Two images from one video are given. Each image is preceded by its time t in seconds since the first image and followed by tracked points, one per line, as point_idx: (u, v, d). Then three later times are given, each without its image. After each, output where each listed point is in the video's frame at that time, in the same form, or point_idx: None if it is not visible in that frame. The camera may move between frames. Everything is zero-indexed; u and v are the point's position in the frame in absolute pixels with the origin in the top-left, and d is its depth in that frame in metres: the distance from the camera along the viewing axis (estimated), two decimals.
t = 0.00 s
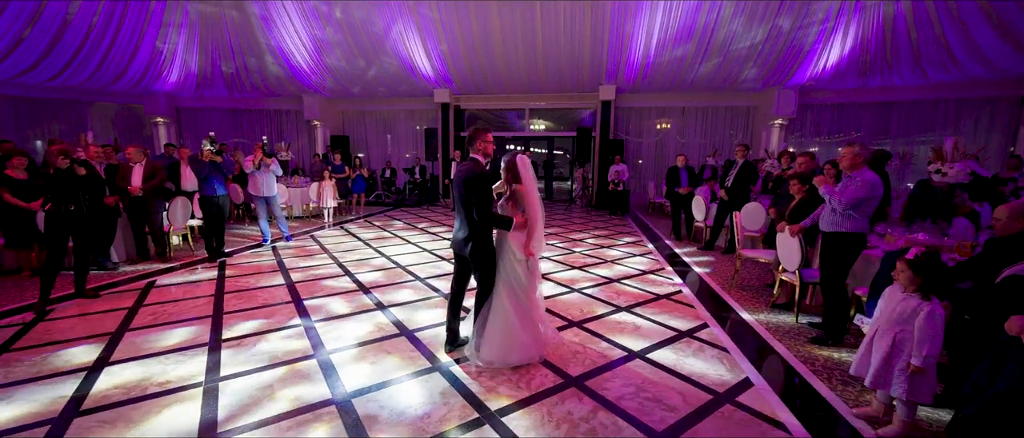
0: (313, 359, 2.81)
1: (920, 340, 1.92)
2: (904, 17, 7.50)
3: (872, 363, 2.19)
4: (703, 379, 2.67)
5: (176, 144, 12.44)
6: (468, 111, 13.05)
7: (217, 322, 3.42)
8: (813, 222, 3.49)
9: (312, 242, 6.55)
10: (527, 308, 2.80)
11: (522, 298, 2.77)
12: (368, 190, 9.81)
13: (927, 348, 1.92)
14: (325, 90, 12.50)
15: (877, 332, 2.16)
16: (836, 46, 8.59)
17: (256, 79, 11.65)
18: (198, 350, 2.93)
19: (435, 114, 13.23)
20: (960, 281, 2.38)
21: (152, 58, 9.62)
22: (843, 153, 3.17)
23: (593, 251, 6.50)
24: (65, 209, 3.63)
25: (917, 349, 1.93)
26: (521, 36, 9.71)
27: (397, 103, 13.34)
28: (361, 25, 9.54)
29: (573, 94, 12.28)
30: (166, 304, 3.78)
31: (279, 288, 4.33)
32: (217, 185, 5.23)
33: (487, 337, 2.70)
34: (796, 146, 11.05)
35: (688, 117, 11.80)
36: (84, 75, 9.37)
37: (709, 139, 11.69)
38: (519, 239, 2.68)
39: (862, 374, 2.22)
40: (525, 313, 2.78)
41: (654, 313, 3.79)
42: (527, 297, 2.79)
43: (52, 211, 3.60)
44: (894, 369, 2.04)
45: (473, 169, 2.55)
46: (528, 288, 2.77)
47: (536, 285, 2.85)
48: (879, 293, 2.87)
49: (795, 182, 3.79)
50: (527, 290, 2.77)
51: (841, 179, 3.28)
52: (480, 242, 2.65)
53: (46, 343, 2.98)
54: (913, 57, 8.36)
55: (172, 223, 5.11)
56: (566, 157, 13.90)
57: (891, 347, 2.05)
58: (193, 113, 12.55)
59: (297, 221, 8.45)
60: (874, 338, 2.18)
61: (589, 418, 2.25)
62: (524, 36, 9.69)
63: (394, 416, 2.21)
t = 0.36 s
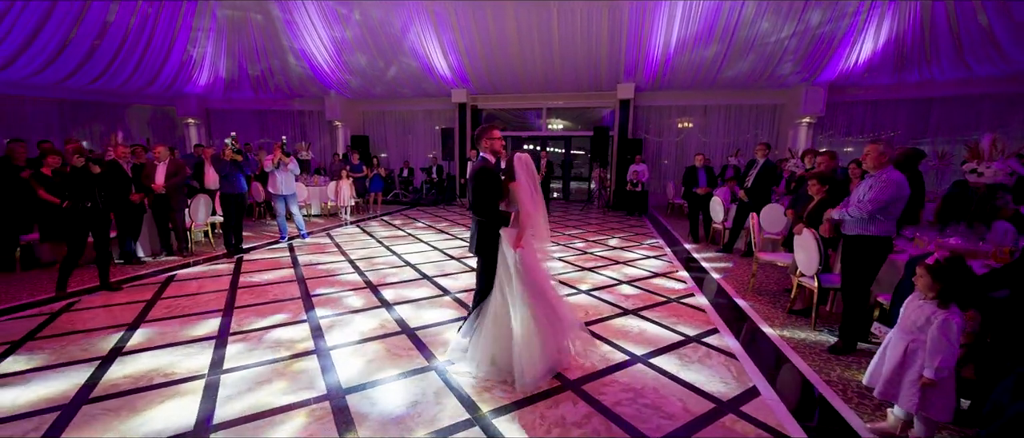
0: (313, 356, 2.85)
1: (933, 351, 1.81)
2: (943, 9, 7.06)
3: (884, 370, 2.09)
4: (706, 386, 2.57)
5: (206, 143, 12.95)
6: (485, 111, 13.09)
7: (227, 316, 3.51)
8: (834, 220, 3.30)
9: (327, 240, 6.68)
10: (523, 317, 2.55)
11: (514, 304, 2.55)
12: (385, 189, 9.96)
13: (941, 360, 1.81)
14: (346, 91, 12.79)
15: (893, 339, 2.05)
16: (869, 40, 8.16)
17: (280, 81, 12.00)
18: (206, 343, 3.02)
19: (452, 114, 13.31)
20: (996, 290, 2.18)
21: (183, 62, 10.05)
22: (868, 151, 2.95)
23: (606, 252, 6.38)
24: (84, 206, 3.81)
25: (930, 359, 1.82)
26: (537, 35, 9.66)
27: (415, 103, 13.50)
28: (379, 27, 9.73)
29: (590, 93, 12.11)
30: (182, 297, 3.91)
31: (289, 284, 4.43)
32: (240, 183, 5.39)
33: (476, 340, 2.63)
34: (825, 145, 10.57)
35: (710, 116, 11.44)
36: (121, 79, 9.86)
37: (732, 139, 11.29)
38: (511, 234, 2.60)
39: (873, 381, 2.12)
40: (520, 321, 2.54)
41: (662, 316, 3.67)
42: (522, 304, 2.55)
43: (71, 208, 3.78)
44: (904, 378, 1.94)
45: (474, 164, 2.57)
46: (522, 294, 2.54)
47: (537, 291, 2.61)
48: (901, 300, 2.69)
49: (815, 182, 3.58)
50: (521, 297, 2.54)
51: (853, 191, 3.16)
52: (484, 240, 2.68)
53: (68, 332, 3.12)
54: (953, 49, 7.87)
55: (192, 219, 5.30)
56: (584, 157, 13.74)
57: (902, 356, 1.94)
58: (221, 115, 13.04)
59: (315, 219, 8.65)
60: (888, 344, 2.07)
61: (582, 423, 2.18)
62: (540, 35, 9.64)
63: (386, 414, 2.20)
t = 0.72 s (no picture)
0: (308, 355, 2.86)
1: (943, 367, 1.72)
2: None
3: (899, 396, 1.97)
4: (707, 398, 2.44)
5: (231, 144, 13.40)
6: (500, 111, 13.07)
7: (231, 313, 3.58)
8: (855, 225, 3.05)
9: (339, 239, 6.78)
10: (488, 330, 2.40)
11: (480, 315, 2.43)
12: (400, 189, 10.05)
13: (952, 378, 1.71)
14: (364, 92, 13.01)
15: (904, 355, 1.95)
16: (902, 33, 7.74)
17: (301, 82, 12.31)
18: (207, 340, 3.07)
19: (467, 114, 13.34)
20: None
21: (209, 66, 10.43)
22: (891, 150, 2.73)
23: (617, 254, 6.24)
24: (85, 205, 3.94)
25: (940, 374, 1.73)
26: (552, 33, 9.58)
27: (431, 103, 13.59)
28: (395, 28, 9.85)
29: (607, 91, 11.90)
30: (191, 294, 4.01)
31: (296, 282, 4.49)
32: (252, 184, 5.51)
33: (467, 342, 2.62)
34: (853, 144, 10.07)
35: (732, 114, 11.05)
36: (152, 82, 10.32)
37: (755, 138, 10.85)
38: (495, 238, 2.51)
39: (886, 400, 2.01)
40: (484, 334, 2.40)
41: (668, 322, 3.54)
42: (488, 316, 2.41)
43: (73, 207, 3.92)
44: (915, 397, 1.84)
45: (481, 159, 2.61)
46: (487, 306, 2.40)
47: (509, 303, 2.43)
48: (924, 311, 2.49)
49: (833, 183, 3.39)
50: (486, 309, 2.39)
51: (871, 198, 2.94)
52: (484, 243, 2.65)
53: (81, 326, 3.23)
54: (997, 41, 7.35)
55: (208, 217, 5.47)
56: (601, 157, 13.54)
57: (911, 373, 1.85)
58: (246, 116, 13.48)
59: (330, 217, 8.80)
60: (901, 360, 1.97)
61: (570, 433, 2.09)
62: (554, 33, 9.56)
63: (370, 417, 2.17)
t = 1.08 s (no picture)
0: (307, 354, 2.89)
1: (960, 391, 1.60)
2: None
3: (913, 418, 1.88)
4: (708, 411, 2.33)
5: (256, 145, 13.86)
6: (517, 111, 13.05)
7: (239, 310, 3.66)
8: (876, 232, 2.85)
9: (352, 238, 6.88)
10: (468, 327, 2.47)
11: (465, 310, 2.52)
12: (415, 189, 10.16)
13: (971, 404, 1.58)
14: (383, 94, 13.23)
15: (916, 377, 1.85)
16: (941, 26, 7.30)
17: (323, 85, 12.63)
18: (213, 336, 3.14)
19: (484, 114, 13.38)
20: None
21: (235, 69, 10.83)
22: (913, 151, 2.55)
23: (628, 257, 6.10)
24: (94, 204, 4.25)
25: (957, 397, 1.61)
26: (568, 31, 9.47)
27: (448, 104, 13.70)
28: (412, 30, 9.98)
29: (625, 91, 11.69)
30: (204, 291, 4.13)
31: (305, 280, 4.57)
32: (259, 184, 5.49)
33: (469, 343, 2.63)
34: (885, 145, 9.57)
35: (756, 113, 10.65)
36: (184, 84, 10.79)
37: (780, 138, 10.44)
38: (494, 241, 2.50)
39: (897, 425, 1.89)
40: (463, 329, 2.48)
41: (675, 329, 3.42)
42: (477, 312, 2.48)
43: (86, 207, 4.26)
44: (931, 421, 1.73)
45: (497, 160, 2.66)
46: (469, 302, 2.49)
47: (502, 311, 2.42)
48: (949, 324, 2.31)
49: (853, 185, 3.26)
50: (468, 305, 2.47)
51: (894, 203, 2.74)
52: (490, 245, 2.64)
53: (98, 320, 3.37)
54: None
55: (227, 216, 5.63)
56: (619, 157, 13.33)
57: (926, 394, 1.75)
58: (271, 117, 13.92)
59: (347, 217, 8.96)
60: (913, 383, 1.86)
61: None
62: (571, 32, 9.48)
63: (358, 419, 2.17)
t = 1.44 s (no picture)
0: (307, 349, 2.94)
1: (972, 410, 1.53)
2: None
3: None
4: (704, 419, 2.24)
5: (282, 146, 14.33)
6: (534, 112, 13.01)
7: (249, 305, 3.77)
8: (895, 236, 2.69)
9: (367, 236, 7.00)
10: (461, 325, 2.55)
11: (457, 308, 2.58)
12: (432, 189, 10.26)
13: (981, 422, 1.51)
14: (403, 95, 13.46)
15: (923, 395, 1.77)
16: (985, 17, 6.85)
17: (344, 87, 12.95)
18: (221, 330, 3.25)
19: (502, 115, 13.39)
20: None
21: (261, 71, 11.24)
22: (937, 150, 2.37)
23: (641, 259, 5.96)
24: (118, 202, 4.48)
25: (966, 417, 1.54)
26: (584, 29, 9.40)
27: (466, 105, 13.79)
28: (430, 31, 10.12)
29: (644, 90, 11.46)
30: (218, 285, 4.27)
31: (316, 277, 4.67)
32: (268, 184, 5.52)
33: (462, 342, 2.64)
34: (923, 144, 9.03)
35: (783, 112, 10.24)
36: (214, 87, 11.30)
37: (807, 137, 10.00)
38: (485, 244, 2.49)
39: None
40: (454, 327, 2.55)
41: (681, 334, 3.31)
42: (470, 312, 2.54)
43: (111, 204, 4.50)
44: None
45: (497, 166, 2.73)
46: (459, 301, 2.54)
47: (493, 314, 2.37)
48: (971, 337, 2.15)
49: (873, 186, 3.10)
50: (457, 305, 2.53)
51: (914, 206, 2.57)
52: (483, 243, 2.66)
53: (118, 312, 3.54)
54: None
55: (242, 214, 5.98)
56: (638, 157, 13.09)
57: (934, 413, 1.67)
58: (295, 119, 14.36)
59: (364, 216, 9.13)
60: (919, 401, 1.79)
61: None
62: (587, 30, 9.40)
63: (346, 415, 2.19)
